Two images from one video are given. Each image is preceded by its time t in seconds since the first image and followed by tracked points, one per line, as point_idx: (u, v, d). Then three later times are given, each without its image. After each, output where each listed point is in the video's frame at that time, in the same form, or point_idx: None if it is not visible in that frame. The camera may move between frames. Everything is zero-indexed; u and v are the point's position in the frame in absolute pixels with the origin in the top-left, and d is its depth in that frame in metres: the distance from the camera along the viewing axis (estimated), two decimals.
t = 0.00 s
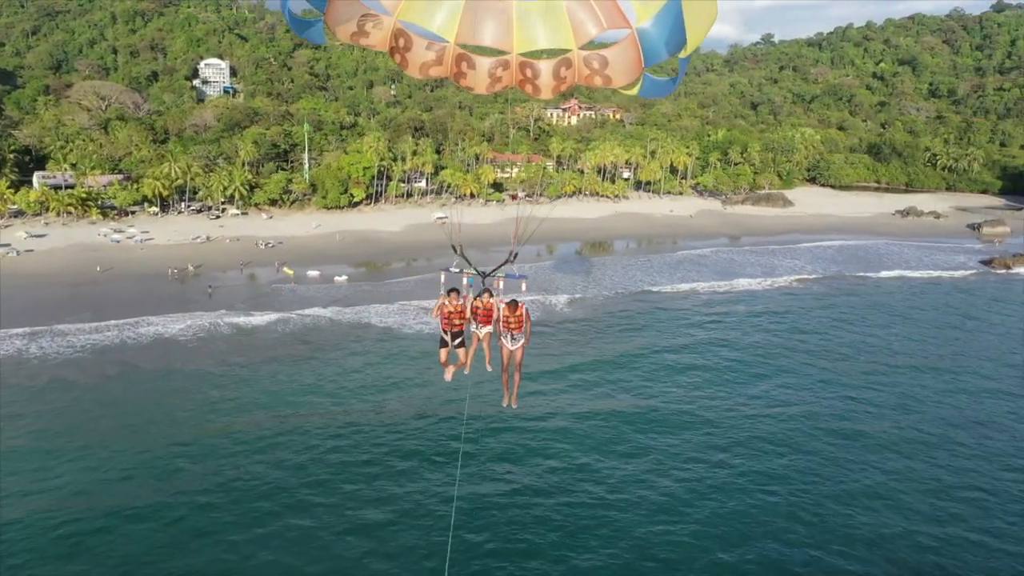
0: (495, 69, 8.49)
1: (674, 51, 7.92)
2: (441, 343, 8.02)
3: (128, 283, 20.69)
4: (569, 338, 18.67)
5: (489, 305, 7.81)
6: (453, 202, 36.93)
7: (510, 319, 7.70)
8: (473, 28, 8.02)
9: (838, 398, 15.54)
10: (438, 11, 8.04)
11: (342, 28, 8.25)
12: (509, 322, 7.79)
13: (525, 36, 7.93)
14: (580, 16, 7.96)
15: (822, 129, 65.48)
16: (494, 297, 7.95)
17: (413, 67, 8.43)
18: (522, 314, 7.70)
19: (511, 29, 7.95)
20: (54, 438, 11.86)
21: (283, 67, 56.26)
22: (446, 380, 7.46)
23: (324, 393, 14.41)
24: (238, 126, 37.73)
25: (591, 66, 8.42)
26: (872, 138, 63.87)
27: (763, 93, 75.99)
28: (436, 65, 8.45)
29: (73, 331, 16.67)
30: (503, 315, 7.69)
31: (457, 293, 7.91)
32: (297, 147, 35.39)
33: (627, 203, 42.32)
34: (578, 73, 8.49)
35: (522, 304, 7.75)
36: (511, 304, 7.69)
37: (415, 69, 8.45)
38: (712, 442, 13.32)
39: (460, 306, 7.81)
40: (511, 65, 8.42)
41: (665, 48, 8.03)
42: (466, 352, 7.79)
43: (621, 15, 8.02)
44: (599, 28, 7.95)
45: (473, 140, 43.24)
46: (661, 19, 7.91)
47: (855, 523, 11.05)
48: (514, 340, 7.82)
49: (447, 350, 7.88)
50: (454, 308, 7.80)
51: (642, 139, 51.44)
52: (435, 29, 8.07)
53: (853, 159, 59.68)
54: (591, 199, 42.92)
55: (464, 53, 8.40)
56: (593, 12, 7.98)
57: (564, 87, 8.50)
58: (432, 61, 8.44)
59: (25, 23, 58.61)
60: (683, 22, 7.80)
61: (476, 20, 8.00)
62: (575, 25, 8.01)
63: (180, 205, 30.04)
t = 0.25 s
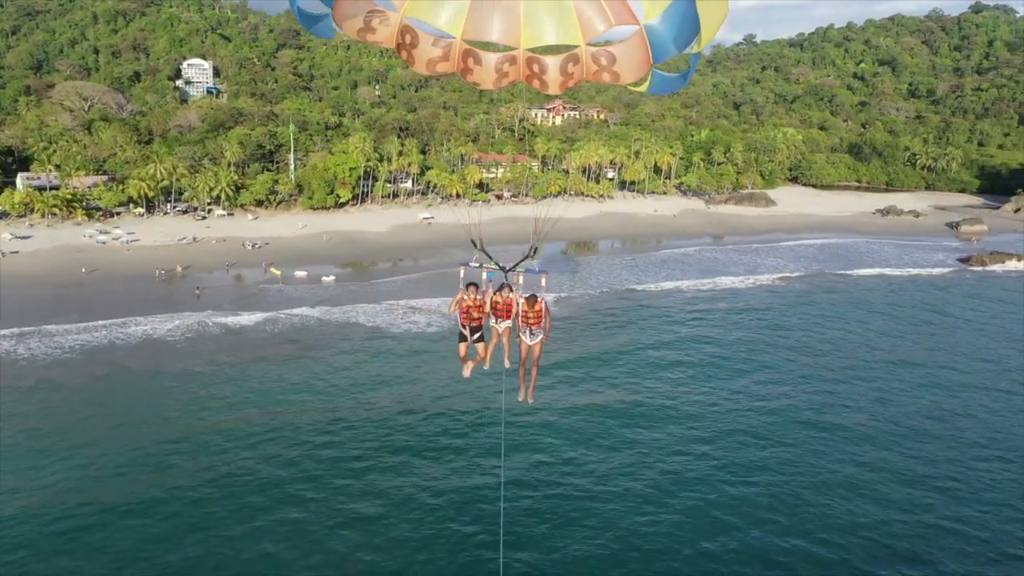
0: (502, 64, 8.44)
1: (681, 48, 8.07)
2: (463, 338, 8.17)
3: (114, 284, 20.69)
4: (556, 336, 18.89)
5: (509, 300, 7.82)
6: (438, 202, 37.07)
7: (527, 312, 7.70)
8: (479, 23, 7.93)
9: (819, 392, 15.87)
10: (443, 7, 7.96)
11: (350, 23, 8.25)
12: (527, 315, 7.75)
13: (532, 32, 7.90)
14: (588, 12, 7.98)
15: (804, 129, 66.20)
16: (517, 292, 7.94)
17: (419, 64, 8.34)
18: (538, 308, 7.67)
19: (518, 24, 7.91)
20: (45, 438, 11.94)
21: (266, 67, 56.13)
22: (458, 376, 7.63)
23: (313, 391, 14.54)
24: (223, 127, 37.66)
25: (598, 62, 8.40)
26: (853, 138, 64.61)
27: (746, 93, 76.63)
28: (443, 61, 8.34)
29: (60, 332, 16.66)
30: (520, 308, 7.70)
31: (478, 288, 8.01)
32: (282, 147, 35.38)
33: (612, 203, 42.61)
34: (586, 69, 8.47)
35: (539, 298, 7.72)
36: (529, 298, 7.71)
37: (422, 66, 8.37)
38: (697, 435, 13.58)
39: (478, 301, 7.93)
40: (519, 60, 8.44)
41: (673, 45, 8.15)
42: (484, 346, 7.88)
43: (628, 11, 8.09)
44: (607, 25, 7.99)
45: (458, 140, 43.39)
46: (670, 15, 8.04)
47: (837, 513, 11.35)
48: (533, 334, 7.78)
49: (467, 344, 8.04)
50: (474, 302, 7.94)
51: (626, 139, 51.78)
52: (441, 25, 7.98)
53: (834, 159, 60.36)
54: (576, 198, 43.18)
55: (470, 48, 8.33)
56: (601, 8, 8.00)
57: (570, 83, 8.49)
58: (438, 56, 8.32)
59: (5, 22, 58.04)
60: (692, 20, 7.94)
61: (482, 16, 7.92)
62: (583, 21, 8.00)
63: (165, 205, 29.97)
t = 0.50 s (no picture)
0: (498, 62, 8.83)
1: (678, 43, 8.45)
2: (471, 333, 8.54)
3: (88, 286, 20.58)
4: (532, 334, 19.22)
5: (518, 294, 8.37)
6: (413, 203, 37.17)
7: (538, 305, 8.16)
8: (475, 19, 8.30)
9: (787, 384, 16.37)
10: (440, 4, 8.37)
11: (346, 18, 8.61)
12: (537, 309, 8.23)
13: (529, 29, 8.20)
14: (585, 9, 8.29)
15: (774, 129, 67.19)
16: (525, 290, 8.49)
17: (413, 59, 8.68)
18: (548, 301, 8.12)
19: (515, 21, 8.23)
20: (25, 439, 12.03)
21: (238, 67, 55.72)
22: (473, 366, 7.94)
23: (294, 388, 14.69)
24: (195, 127, 37.41)
25: (595, 58, 8.72)
26: (822, 138, 65.72)
27: (717, 93, 77.56)
28: (437, 57, 8.70)
29: (34, 334, 16.62)
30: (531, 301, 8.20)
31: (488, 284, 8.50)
32: (256, 148, 35.23)
33: (586, 203, 42.99)
34: (582, 65, 8.83)
35: (549, 292, 8.18)
36: (537, 292, 8.15)
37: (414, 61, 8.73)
38: (670, 427, 13.99)
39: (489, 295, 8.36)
40: (514, 57, 8.79)
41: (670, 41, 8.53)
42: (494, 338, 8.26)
43: (625, 8, 8.46)
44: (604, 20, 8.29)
45: (433, 140, 43.49)
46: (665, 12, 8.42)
47: (803, 501, 11.81)
48: (541, 328, 8.23)
49: (476, 337, 8.36)
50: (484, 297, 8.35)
51: (600, 140, 52.20)
52: (436, 21, 8.39)
53: (804, 159, 61.40)
54: (551, 199, 43.47)
55: (466, 46, 8.74)
56: (598, 5, 8.32)
57: (567, 79, 8.80)
58: (432, 53, 8.68)
59: None
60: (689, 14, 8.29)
61: (479, 13, 8.29)
62: (579, 17, 8.31)
63: (138, 207, 29.75)
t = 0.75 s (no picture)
0: (485, 58, 8.39)
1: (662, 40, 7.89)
2: (472, 325, 8.62)
3: (52, 289, 20.34)
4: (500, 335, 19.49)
5: (519, 288, 8.50)
6: (381, 204, 37.18)
7: (539, 298, 8.35)
8: (462, 15, 7.78)
9: (749, 379, 16.83)
10: None
11: (333, 12, 7.98)
12: (538, 302, 8.42)
13: (514, 26, 7.73)
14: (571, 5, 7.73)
15: (737, 130, 68.27)
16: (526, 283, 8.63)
17: (401, 55, 8.17)
18: (549, 294, 8.31)
19: (500, 19, 7.71)
20: None
21: (201, 67, 55.05)
22: (473, 358, 8.12)
23: (264, 397, 14.81)
24: (158, 128, 36.97)
25: (580, 55, 8.16)
26: (783, 138, 66.99)
27: (681, 94, 78.55)
28: (425, 53, 8.18)
29: None
30: (533, 295, 8.38)
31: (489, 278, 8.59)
32: (221, 149, 34.94)
33: (553, 203, 43.33)
34: (569, 63, 8.24)
35: (550, 285, 8.36)
36: (540, 285, 8.33)
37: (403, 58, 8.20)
38: (636, 422, 14.35)
39: (491, 290, 8.48)
40: (502, 54, 8.36)
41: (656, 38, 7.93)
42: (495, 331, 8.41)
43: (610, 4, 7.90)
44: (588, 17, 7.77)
45: (400, 141, 43.47)
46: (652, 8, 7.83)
47: (761, 488, 12.34)
48: (541, 322, 8.44)
49: (477, 331, 8.48)
50: (485, 292, 8.46)
51: (566, 140, 52.58)
52: (424, 17, 7.86)
53: (765, 158, 62.56)
54: (518, 198, 43.75)
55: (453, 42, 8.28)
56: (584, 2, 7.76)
57: (553, 76, 8.31)
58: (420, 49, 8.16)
59: None
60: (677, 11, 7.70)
61: (466, 8, 7.78)
62: (565, 14, 7.77)
63: (101, 209, 29.39)
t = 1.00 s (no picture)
0: (469, 56, 8.42)
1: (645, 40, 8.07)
2: (470, 322, 8.85)
3: (13, 292, 20.10)
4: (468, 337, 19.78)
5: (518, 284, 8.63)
6: (347, 205, 37.11)
7: (539, 293, 8.46)
8: (446, 14, 8.09)
9: (707, 371, 17.44)
10: None
11: (319, 11, 8.28)
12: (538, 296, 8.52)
13: (498, 22, 8.02)
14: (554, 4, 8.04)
15: (699, 130, 69.26)
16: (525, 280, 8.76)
17: (387, 52, 8.33)
18: (547, 289, 8.41)
19: (483, 17, 8.07)
20: None
21: (161, 66, 54.25)
22: (471, 352, 8.34)
23: (234, 400, 14.96)
24: (118, 129, 36.45)
25: (563, 53, 8.26)
26: (744, 138, 68.15)
27: (644, 93, 79.44)
28: (410, 50, 8.28)
29: None
30: (532, 290, 8.49)
31: (488, 275, 8.75)
32: (183, 150, 34.60)
33: (519, 203, 43.64)
34: (551, 60, 8.36)
35: (548, 280, 8.47)
36: (536, 282, 8.44)
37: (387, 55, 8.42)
38: (601, 419, 14.74)
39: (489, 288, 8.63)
40: (485, 51, 8.38)
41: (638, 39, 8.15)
42: (493, 327, 8.59)
43: (593, 5, 8.15)
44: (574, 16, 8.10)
45: (365, 141, 43.41)
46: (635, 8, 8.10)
47: (716, 473, 12.92)
48: (540, 317, 8.56)
49: (476, 327, 8.69)
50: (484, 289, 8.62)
51: (531, 140, 52.90)
52: (407, 14, 8.13)
53: (727, 157, 63.65)
54: (484, 198, 43.96)
55: (437, 40, 8.32)
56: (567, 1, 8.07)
57: (536, 73, 8.40)
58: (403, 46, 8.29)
59: None
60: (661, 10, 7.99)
61: (450, 7, 8.06)
62: (547, 13, 8.09)
63: (61, 211, 28.95)
